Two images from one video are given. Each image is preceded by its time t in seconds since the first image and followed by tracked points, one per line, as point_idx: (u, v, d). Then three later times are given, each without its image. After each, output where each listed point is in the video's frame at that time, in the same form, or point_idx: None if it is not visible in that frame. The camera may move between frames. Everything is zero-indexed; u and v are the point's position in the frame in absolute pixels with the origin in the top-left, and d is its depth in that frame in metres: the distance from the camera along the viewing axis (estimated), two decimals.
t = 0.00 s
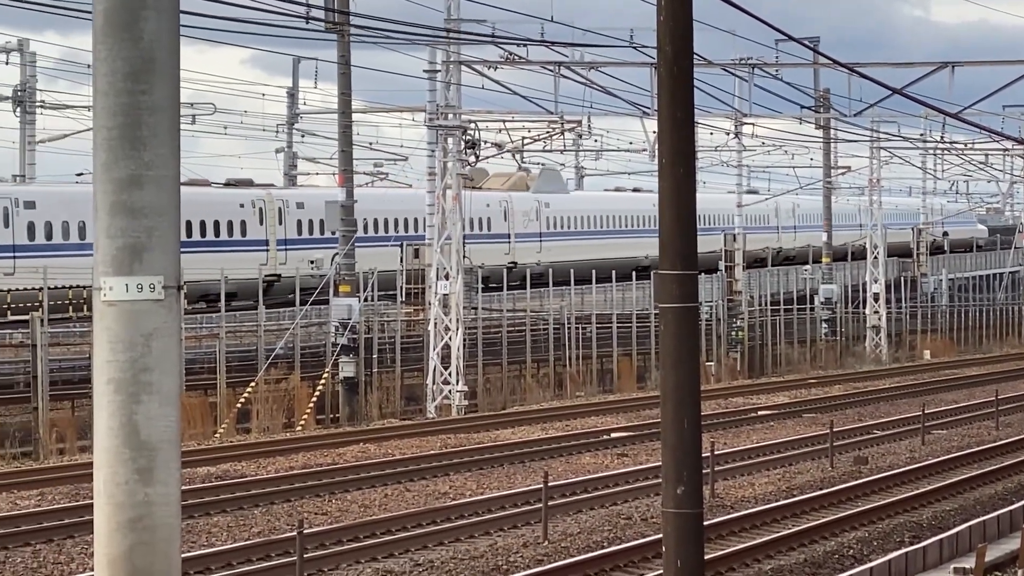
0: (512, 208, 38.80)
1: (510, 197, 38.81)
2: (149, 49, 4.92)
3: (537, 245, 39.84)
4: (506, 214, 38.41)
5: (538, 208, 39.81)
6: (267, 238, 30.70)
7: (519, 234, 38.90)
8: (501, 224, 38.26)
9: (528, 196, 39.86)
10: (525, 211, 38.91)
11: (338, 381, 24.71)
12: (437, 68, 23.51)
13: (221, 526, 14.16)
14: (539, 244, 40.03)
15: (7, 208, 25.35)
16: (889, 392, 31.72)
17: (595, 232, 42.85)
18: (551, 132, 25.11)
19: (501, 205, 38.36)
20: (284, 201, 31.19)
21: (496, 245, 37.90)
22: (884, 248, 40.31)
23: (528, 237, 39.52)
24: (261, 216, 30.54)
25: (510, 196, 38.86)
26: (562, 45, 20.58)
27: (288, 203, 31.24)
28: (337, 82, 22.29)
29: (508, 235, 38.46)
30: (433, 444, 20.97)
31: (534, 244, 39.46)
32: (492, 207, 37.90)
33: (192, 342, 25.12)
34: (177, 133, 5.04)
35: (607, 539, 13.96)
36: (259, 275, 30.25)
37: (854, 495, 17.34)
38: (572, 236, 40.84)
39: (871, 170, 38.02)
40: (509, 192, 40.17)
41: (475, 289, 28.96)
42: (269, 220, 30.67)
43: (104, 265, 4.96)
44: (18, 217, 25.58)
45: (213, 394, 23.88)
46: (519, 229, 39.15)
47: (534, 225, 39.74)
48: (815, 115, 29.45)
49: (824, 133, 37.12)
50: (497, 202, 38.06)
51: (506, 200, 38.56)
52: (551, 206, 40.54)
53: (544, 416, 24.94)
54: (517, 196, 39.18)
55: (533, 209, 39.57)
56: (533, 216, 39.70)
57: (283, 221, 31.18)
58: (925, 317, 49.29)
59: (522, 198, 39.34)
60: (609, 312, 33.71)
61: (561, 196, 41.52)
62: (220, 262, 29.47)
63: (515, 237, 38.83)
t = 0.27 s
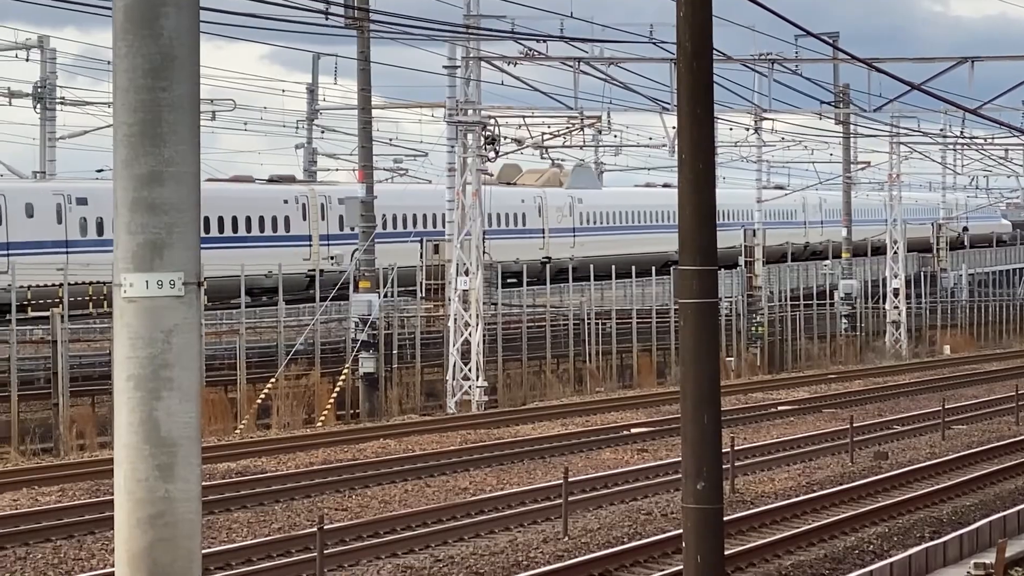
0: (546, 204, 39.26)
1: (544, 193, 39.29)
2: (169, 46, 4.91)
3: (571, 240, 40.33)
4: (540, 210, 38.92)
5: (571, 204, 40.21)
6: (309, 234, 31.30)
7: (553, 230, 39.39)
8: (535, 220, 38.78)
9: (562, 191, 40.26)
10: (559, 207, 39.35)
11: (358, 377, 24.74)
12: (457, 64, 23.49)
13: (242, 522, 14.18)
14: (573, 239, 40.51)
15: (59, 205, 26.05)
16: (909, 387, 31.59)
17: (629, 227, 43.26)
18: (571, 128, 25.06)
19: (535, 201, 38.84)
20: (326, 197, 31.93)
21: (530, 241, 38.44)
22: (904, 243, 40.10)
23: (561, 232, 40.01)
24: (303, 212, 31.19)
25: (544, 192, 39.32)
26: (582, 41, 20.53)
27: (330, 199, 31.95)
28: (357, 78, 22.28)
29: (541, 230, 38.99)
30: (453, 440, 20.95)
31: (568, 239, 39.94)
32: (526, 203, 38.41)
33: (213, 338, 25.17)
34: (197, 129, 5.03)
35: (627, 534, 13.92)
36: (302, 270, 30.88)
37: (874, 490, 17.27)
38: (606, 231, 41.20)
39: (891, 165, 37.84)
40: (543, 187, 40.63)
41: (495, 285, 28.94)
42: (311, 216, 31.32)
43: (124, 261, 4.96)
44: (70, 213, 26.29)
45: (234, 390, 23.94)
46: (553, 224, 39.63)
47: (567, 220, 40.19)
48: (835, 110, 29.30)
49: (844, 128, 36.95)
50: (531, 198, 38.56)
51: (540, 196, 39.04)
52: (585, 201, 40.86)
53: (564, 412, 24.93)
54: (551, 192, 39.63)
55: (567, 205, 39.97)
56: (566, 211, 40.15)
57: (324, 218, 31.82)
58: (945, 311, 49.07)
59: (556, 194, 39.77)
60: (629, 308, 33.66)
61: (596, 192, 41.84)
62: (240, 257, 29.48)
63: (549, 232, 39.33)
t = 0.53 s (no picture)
0: (578, 199, 39.85)
1: (577, 188, 39.92)
2: (187, 41, 4.88)
3: (603, 234, 40.84)
4: (572, 205, 39.52)
5: (603, 199, 40.76)
6: (350, 229, 31.96)
7: (585, 225, 39.93)
8: (568, 215, 39.39)
9: (593, 187, 40.82)
10: (591, 202, 39.93)
11: (376, 373, 24.75)
12: (475, 59, 23.45)
13: (261, 517, 14.18)
14: (605, 234, 41.04)
15: (110, 200, 26.63)
16: (928, 382, 31.44)
17: (656, 222, 43.70)
18: (590, 123, 24.99)
19: (567, 197, 39.44)
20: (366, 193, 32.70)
21: (563, 236, 39.02)
22: (923, 237, 39.89)
23: (593, 227, 40.53)
24: (345, 207, 31.88)
25: (575, 187, 39.93)
26: (600, 36, 20.46)
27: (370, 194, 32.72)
28: (375, 74, 22.25)
29: (574, 225, 39.59)
30: (471, 436, 20.92)
31: (601, 234, 40.47)
32: (559, 199, 39.00)
33: (231, 334, 25.20)
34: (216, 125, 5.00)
35: (646, 530, 13.88)
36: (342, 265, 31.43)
37: (893, 486, 17.19)
38: (637, 226, 41.68)
39: (910, 160, 37.65)
40: (574, 184, 41.21)
41: (513, 280, 28.89)
42: (352, 211, 32.02)
43: (142, 257, 4.94)
44: (122, 209, 26.88)
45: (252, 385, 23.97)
46: (585, 219, 40.20)
47: (598, 215, 40.70)
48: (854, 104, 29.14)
49: (863, 123, 36.77)
50: (563, 194, 39.17)
51: (572, 191, 39.68)
52: (617, 196, 41.40)
53: (583, 407, 24.89)
54: (583, 188, 40.24)
55: (599, 200, 40.51)
56: (598, 207, 40.68)
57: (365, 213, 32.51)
58: (964, 306, 48.84)
59: (588, 189, 40.38)
60: (647, 303, 33.58)
61: (626, 187, 42.36)
62: (258, 253, 29.51)
63: (581, 227, 39.90)
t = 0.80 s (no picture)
0: (609, 192, 40.43)
1: (607, 182, 40.42)
2: (203, 35, 4.86)
3: (632, 228, 41.44)
4: (603, 199, 40.11)
5: (633, 192, 41.36)
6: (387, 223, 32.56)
7: (615, 218, 40.51)
8: (599, 208, 40.00)
9: (624, 180, 41.39)
10: (621, 196, 40.53)
11: (393, 367, 24.77)
12: (491, 53, 23.41)
13: (278, 511, 14.20)
14: (634, 226, 41.63)
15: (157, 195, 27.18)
16: (945, 376, 31.32)
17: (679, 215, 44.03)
18: (606, 117, 24.93)
19: (598, 190, 40.02)
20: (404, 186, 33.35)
21: (594, 229, 39.63)
22: (940, 230, 39.71)
23: (623, 220, 41.13)
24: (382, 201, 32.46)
25: (606, 181, 40.48)
26: (617, 29, 20.40)
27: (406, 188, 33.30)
28: (391, 68, 22.23)
29: (605, 218, 40.20)
30: (488, 430, 20.90)
31: (630, 227, 41.09)
32: (590, 192, 39.57)
33: (248, 328, 25.24)
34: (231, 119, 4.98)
35: (663, 523, 13.84)
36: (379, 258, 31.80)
37: (910, 479, 17.11)
38: (666, 219, 42.24)
39: (927, 153, 37.49)
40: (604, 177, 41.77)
41: (530, 274, 28.88)
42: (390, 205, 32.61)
43: (158, 252, 4.92)
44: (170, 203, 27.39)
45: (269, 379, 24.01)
46: (615, 212, 40.80)
47: (628, 208, 41.28)
48: (871, 97, 28.99)
49: (880, 116, 36.60)
50: (594, 187, 39.75)
51: (603, 185, 40.14)
52: (645, 190, 41.96)
53: (599, 401, 24.88)
54: (613, 181, 40.78)
55: (629, 193, 41.08)
56: (628, 200, 41.28)
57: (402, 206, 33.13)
58: (982, 299, 48.63)
59: (617, 182, 40.90)
60: (664, 296, 33.52)
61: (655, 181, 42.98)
62: (276, 247, 29.56)
63: (612, 220, 40.51)
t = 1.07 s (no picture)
0: (636, 185, 40.80)
1: (635, 175, 40.94)
2: (218, 29, 4.85)
3: (659, 220, 41.76)
4: (630, 191, 40.48)
5: (660, 185, 41.69)
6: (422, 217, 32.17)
7: (643, 210, 40.97)
8: (627, 200, 40.38)
9: (650, 173, 41.76)
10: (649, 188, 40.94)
11: (407, 360, 24.78)
12: (505, 46, 23.37)
13: (292, 505, 14.21)
14: (661, 219, 41.94)
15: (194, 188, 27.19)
16: (960, 369, 31.21)
17: (697, 208, 44.14)
18: (620, 110, 24.87)
19: (625, 183, 40.43)
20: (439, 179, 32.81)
21: (621, 221, 40.02)
22: (956, 223, 39.54)
23: (650, 212, 41.58)
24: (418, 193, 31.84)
25: (634, 174, 40.87)
26: (631, 23, 20.35)
27: (441, 181, 32.87)
28: (406, 62, 22.20)
29: (632, 211, 40.56)
30: (502, 423, 20.89)
31: (657, 220, 41.42)
32: (617, 185, 39.95)
33: (263, 321, 25.27)
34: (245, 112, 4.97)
35: (678, 517, 13.82)
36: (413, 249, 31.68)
37: (925, 472, 17.05)
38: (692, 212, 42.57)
39: (942, 146, 37.32)
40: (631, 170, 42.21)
41: (545, 267, 28.84)
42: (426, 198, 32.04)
43: (172, 245, 4.92)
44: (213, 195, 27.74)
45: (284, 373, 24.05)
46: (642, 205, 41.17)
47: (654, 201, 41.60)
48: (886, 89, 28.87)
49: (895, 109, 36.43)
50: (621, 180, 40.17)
51: (631, 178, 40.71)
52: (671, 183, 42.26)
53: (614, 394, 24.86)
54: (640, 174, 41.29)
55: (655, 186, 41.42)
56: (654, 193, 41.63)
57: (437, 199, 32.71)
58: (997, 292, 48.43)
59: (645, 175, 41.42)
60: (679, 289, 33.46)
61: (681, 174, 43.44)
62: (291, 241, 29.55)
63: (639, 213, 40.85)
